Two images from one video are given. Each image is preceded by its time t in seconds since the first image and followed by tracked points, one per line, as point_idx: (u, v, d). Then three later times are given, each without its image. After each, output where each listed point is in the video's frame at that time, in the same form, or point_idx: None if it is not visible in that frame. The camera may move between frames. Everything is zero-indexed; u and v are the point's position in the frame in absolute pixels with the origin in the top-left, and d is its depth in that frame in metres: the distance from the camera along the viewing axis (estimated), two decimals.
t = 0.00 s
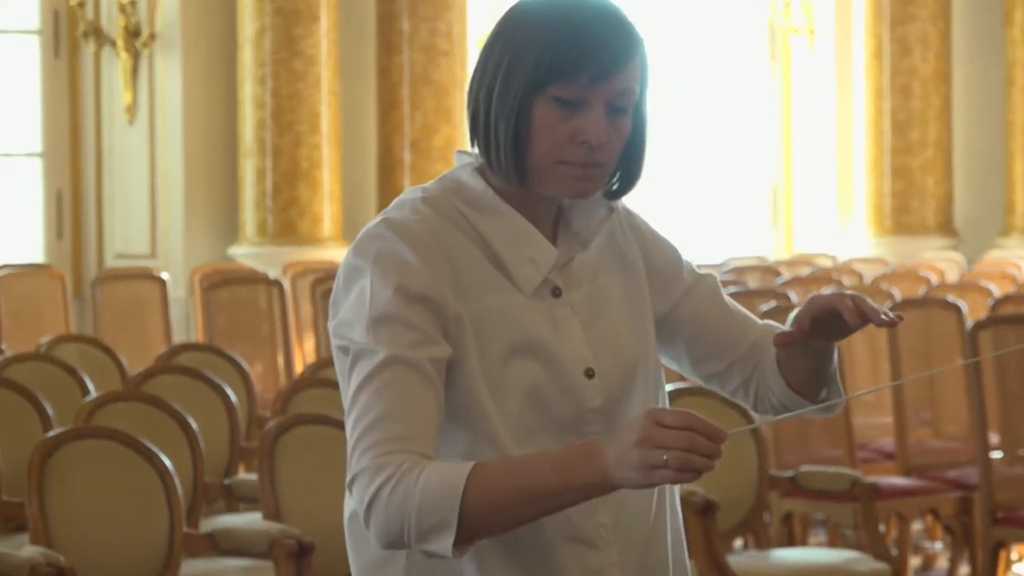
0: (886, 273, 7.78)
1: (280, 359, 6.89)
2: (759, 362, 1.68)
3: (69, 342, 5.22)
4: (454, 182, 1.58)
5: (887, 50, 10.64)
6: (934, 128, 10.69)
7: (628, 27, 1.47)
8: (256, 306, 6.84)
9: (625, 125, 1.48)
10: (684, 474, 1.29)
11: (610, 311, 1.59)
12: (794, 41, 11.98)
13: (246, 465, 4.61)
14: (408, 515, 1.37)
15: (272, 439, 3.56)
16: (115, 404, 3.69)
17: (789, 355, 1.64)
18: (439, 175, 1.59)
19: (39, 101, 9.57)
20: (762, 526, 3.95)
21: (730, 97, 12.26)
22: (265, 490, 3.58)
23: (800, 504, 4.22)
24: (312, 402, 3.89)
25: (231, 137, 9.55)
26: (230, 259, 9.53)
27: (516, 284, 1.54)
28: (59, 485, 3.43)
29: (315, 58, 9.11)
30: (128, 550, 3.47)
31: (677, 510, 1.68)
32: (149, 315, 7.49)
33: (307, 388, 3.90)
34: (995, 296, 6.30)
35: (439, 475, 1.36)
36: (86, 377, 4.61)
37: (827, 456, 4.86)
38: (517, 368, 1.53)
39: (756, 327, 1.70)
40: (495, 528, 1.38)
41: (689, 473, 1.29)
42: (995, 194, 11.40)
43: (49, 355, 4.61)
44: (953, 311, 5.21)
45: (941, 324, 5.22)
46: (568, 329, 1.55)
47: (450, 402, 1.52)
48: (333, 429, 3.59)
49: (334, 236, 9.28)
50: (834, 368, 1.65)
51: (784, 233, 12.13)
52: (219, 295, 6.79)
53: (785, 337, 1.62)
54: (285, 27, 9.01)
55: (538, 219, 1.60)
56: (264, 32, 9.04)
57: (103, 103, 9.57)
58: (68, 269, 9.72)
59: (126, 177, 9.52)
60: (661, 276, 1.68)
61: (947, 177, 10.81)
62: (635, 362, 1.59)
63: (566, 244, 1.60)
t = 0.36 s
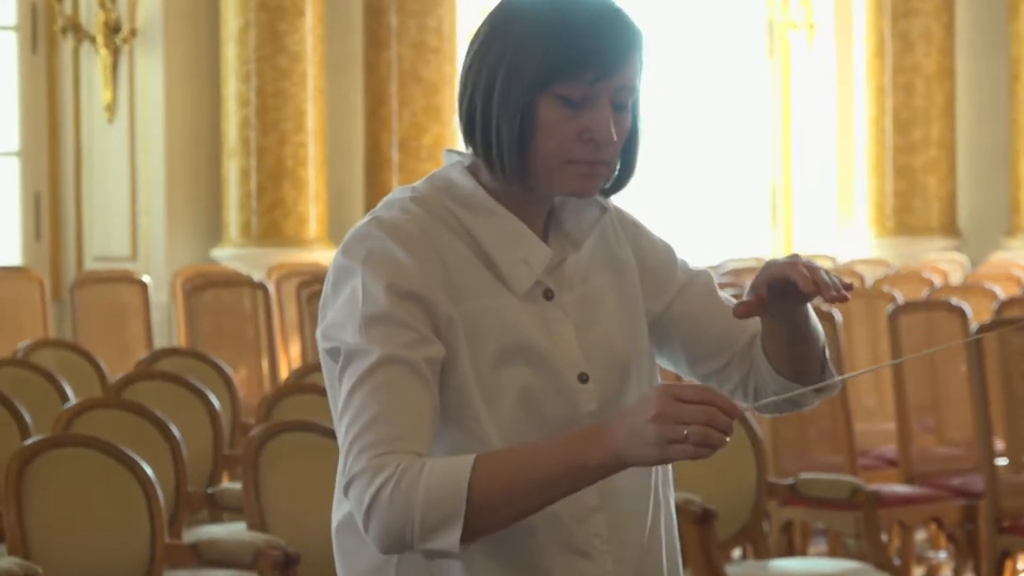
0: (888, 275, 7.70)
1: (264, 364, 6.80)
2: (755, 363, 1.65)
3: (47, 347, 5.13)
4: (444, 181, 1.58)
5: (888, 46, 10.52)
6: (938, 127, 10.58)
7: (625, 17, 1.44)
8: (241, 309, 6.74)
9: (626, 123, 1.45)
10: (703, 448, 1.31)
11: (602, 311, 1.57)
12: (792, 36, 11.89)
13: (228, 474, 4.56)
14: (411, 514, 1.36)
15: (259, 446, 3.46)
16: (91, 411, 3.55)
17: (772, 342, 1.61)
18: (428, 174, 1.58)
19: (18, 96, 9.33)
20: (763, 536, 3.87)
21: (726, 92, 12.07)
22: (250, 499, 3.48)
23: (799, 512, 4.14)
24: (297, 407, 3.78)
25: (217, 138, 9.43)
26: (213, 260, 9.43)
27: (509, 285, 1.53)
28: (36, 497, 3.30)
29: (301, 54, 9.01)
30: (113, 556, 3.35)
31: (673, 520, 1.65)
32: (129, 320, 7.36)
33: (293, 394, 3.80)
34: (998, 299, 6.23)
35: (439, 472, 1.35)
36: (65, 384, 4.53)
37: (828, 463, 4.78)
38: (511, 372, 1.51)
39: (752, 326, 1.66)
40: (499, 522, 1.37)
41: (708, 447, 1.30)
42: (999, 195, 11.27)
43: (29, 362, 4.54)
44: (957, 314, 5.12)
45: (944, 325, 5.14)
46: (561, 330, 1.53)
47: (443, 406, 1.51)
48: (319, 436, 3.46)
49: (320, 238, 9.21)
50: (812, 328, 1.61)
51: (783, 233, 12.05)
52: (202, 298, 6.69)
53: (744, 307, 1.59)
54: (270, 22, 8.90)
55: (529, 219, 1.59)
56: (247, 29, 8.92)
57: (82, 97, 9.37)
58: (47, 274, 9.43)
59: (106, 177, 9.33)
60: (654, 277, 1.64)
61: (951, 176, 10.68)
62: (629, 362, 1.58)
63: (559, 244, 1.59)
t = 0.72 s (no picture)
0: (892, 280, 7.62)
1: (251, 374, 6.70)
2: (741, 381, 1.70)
3: (27, 355, 5.03)
4: (432, 185, 1.59)
5: (893, 45, 10.36)
6: (943, 127, 10.42)
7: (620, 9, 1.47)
8: (226, 316, 6.64)
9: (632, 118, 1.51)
10: (713, 433, 1.37)
11: (593, 318, 1.60)
12: (794, 35, 11.82)
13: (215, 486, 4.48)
14: (414, 522, 1.37)
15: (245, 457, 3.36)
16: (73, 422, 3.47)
17: (758, 350, 1.65)
18: (417, 179, 1.59)
19: None
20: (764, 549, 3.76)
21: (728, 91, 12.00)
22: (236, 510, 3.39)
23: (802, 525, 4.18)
24: (286, 417, 3.70)
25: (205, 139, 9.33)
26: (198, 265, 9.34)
27: (501, 294, 1.55)
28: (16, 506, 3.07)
29: (288, 53, 8.90)
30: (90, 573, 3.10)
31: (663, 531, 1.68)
32: (113, 327, 7.26)
33: (280, 402, 3.70)
34: (1006, 304, 6.16)
35: (440, 479, 1.37)
36: (46, 393, 4.45)
37: (831, 474, 4.68)
38: (503, 384, 1.54)
39: (740, 342, 1.71)
40: (495, 532, 1.39)
41: (714, 432, 1.37)
42: (1006, 199, 11.09)
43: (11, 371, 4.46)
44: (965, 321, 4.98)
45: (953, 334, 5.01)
46: (553, 339, 1.56)
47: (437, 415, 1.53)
48: (308, 446, 3.36)
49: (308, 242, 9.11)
50: (797, 335, 1.64)
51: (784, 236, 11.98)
52: (187, 305, 6.61)
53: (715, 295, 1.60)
54: (256, 21, 8.81)
55: (523, 228, 1.61)
56: (234, 26, 8.80)
57: (63, 105, 9.28)
58: (27, 280, 9.38)
59: (85, 182, 9.25)
60: (647, 286, 1.69)
61: (957, 179, 10.51)
62: (621, 372, 1.61)
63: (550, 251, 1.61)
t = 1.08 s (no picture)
0: (898, 283, 7.53)
1: (238, 381, 6.57)
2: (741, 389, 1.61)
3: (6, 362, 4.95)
4: (420, 187, 1.50)
5: (898, 41, 10.22)
6: (950, 125, 10.26)
7: None
8: (211, 323, 6.55)
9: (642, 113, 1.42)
10: (719, 454, 1.28)
11: (586, 326, 1.51)
12: (796, 30, 11.73)
13: (198, 497, 4.39)
14: (405, 544, 1.28)
15: (230, 467, 3.26)
16: (53, 430, 3.38)
17: (765, 358, 1.56)
18: (403, 180, 1.50)
19: None
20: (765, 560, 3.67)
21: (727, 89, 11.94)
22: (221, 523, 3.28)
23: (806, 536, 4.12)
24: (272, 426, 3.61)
25: (190, 139, 9.24)
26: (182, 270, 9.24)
27: (493, 300, 1.46)
28: None
29: (274, 51, 8.80)
30: None
31: (655, 545, 1.59)
32: (95, 332, 7.17)
33: (268, 410, 3.62)
34: (1015, 308, 6.07)
35: (432, 501, 1.28)
36: (25, 403, 4.34)
37: (834, 482, 4.59)
38: (495, 392, 1.44)
39: (739, 348, 1.62)
40: (490, 555, 1.30)
41: (722, 453, 1.28)
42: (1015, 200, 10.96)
43: None
44: (972, 323, 4.92)
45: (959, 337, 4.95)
46: (547, 348, 1.46)
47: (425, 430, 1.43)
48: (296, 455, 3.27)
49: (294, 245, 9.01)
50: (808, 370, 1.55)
51: (786, 241, 11.88)
52: (171, 310, 6.52)
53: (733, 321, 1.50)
54: (242, 18, 8.70)
55: (514, 232, 1.52)
56: (219, 23, 8.67)
57: (44, 103, 9.28)
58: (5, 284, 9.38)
59: (67, 183, 9.22)
60: (635, 289, 1.60)
61: (964, 178, 10.36)
62: (612, 383, 1.50)
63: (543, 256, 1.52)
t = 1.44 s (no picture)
0: (904, 284, 7.45)
1: (226, 386, 6.46)
2: (753, 369, 1.57)
3: None
4: (414, 184, 1.44)
5: (905, 36, 10.08)
6: (958, 122, 10.12)
7: None
8: (198, 326, 6.46)
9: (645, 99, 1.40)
10: (724, 478, 1.24)
11: (583, 328, 1.45)
12: (800, 24, 11.67)
13: (186, 505, 4.32)
14: (396, 550, 1.23)
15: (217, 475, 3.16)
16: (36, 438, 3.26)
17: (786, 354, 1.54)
18: (396, 179, 1.45)
19: None
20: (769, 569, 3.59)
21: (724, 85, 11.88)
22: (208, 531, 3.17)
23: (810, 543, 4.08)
24: (259, 433, 3.53)
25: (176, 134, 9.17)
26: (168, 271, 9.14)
27: (490, 301, 1.41)
28: None
29: (262, 47, 8.71)
30: None
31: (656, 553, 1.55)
32: (79, 337, 7.07)
33: (257, 416, 3.55)
34: None
35: (427, 510, 1.23)
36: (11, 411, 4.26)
37: (841, 490, 4.52)
38: (493, 396, 1.38)
39: (743, 332, 1.59)
40: (487, 568, 1.25)
41: (728, 479, 1.23)
42: None
43: None
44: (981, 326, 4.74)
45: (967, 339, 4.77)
46: (545, 352, 1.41)
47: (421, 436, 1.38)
48: (287, 463, 3.18)
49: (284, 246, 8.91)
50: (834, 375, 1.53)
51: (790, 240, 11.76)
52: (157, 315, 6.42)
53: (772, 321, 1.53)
54: (230, 14, 8.61)
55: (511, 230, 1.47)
56: (206, 19, 8.61)
57: (25, 101, 9.23)
58: None
59: (49, 180, 9.16)
60: (630, 285, 1.55)
61: (973, 177, 10.21)
62: (607, 384, 1.44)
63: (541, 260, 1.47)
